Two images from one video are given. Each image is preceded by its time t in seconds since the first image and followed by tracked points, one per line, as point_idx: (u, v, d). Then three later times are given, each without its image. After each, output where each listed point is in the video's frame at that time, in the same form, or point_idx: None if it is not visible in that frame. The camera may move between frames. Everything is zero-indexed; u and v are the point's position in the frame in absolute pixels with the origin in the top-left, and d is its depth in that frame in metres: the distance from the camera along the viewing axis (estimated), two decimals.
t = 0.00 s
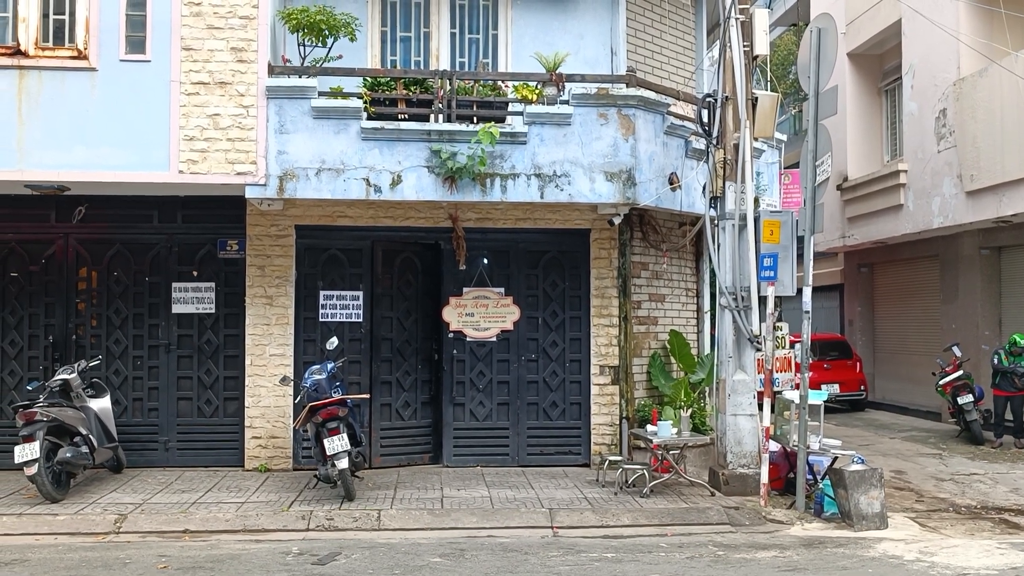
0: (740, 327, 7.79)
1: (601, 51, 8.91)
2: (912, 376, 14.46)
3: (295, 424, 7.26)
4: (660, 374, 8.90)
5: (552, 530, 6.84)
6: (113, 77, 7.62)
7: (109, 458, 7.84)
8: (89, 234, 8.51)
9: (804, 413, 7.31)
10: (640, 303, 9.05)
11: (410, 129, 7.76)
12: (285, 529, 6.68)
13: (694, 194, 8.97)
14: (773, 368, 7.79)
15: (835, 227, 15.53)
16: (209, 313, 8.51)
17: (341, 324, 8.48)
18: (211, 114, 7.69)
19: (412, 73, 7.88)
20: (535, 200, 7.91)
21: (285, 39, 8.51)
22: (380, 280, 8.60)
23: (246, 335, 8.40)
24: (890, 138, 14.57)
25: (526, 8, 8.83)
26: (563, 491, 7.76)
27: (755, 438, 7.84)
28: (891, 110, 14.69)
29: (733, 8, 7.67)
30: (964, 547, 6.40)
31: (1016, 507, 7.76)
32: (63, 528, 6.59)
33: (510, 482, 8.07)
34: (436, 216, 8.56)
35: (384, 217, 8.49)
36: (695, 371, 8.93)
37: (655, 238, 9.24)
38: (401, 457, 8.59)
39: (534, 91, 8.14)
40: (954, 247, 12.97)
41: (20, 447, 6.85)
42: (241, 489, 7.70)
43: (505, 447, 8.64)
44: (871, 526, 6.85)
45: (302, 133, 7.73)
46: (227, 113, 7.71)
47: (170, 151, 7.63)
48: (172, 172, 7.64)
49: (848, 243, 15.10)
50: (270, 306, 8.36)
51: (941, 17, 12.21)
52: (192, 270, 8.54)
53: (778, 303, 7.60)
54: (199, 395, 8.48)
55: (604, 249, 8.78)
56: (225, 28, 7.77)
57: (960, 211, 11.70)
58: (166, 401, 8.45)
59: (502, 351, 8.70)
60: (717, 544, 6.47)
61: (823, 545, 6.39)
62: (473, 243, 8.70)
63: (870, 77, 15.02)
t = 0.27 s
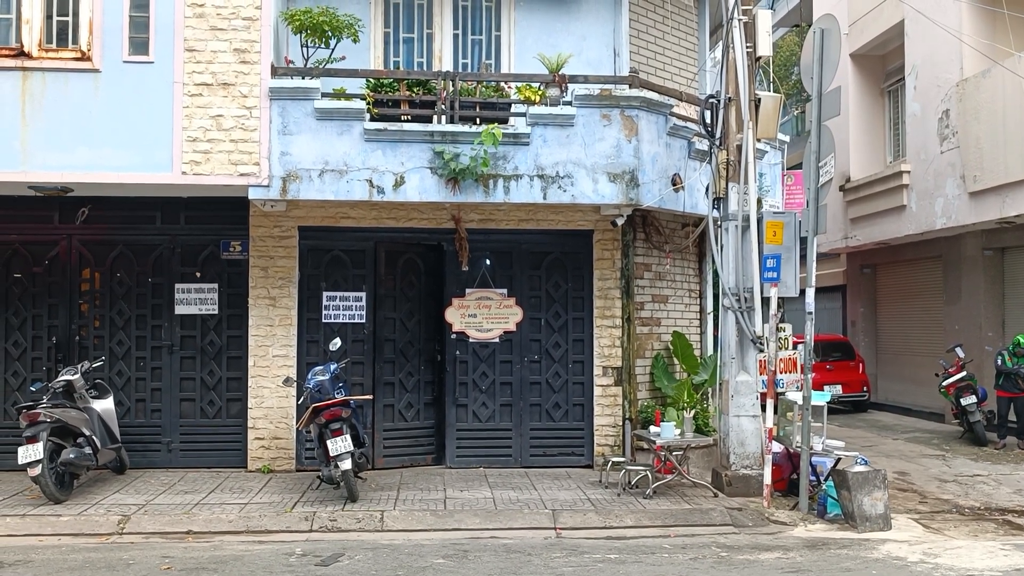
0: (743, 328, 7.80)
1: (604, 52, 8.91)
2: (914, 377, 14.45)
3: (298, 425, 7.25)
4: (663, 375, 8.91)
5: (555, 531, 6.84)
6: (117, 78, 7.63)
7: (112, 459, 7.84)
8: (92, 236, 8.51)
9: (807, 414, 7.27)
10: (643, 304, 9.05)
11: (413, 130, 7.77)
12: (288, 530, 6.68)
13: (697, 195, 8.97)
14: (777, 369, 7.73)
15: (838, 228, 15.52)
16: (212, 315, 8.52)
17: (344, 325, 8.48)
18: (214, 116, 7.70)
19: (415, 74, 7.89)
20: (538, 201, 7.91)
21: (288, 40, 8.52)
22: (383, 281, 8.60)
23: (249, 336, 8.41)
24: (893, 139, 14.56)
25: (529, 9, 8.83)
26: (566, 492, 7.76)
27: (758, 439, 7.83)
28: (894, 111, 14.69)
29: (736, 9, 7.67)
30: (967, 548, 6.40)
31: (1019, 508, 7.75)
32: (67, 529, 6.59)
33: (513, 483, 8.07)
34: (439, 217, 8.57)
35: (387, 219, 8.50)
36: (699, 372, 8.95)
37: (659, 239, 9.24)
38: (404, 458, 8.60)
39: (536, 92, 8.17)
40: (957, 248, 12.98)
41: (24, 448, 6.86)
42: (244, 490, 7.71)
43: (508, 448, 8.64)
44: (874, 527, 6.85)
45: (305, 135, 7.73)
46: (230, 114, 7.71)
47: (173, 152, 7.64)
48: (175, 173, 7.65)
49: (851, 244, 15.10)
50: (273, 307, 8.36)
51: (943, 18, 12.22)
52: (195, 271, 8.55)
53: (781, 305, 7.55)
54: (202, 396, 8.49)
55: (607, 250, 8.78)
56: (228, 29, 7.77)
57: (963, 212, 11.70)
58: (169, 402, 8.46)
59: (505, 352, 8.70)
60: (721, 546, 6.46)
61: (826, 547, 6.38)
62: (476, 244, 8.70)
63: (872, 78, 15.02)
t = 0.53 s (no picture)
0: (743, 328, 7.79)
1: (604, 52, 8.91)
2: (915, 377, 14.45)
3: (298, 425, 7.25)
4: (663, 375, 8.92)
5: (555, 531, 6.84)
6: (117, 78, 7.63)
7: (112, 459, 7.84)
8: (92, 236, 8.51)
9: (808, 415, 7.26)
10: (643, 304, 9.05)
11: (413, 130, 7.77)
12: (288, 531, 6.67)
13: (697, 195, 8.97)
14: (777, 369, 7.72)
15: (838, 228, 15.52)
16: (212, 315, 8.52)
17: (344, 325, 8.48)
18: (214, 116, 7.70)
19: (415, 74, 7.89)
20: (538, 201, 7.91)
21: (288, 41, 8.52)
22: (383, 281, 8.60)
23: (249, 336, 8.41)
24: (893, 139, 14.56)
25: (529, 9, 8.83)
26: (566, 493, 7.75)
27: (758, 439, 7.83)
28: (894, 111, 14.68)
29: (736, 9, 7.67)
30: (967, 549, 6.39)
31: (1020, 508, 7.74)
32: (67, 529, 6.59)
33: (513, 483, 8.07)
34: (439, 218, 8.56)
35: (387, 219, 8.50)
36: (699, 372, 8.96)
37: (659, 240, 9.24)
38: (404, 459, 8.60)
39: (536, 92, 8.17)
40: (958, 249, 12.98)
41: (24, 448, 6.86)
42: (244, 490, 7.70)
43: (507, 448, 8.64)
44: (874, 527, 6.84)
45: (305, 135, 7.73)
46: (230, 114, 7.71)
47: (173, 152, 7.64)
48: (175, 173, 7.65)
49: (851, 244, 15.10)
50: (273, 307, 8.36)
51: (944, 18, 12.21)
52: (195, 272, 8.55)
53: (781, 305, 7.54)
54: (203, 396, 8.49)
55: (607, 250, 8.77)
56: (227, 29, 7.77)
57: (963, 212, 11.69)
58: (169, 402, 8.46)
59: (505, 352, 8.70)
60: (721, 546, 6.46)
61: (826, 547, 6.38)
62: (476, 244, 8.70)
63: (873, 78, 15.01)
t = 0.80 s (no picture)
0: (742, 328, 7.79)
1: (603, 52, 8.91)
2: (914, 377, 14.45)
3: (298, 425, 7.25)
4: (662, 376, 8.92)
5: (554, 532, 6.84)
6: (116, 78, 7.63)
7: (111, 459, 7.84)
8: (92, 236, 8.52)
9: (808, 415, 7.26)
10: (642, 304, 9.04)
11: (412, 131, 7.77)
12: (287, 531, 6.67)
13: (696, 195, 8.97)
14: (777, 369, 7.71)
15: (838, 228, 15.51)
16: (211, 315, 8.52)
17: (343, 326, 8.48)
18: (213, 116, 7.70)
19: (414, 75, 7.89)
20: (537, 201, 7.91)
21: (288, 41, 8.52)
22: (382, 282, 8.60)
23: (248, 337, 8.41)
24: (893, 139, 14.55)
25: (528, 9, 8.84)
26: (566, 493, 7.75)
27: (758, 440, 7.82)
28: (894, 111, 14.68)
29: (736, 10, 7.67)
30: (967, 549, 6.39)
31: (1019, 509, 7.74)
32: (66, 530, 6.59)
33: (513, 483, 8.07)
34: (438, 218, 8.56)
35: (386, 219, 8.49)
36: (698, 372, 8.95)
37: (658, 240, 9.24)
38: (403, 459, 8.60)
39: (536, 92, 8.18)
40: (957, 249, 12.98)
41: (23, 448, 6.85)
42: (244, 491, 7.70)
43: (507, 449, 8.63)
44: (873, 527, 6.84)
45: (304, 135, 7.74)
46: (230, 115, 7.71)
47: (173, 152, 7.64)
48: (174, 173, 7.65)
49: (851, 244, 15.10)
50: (272, 307, 8.36)
51: (943, 19, 12.22)
52: (195, 272, 8.54)
53: (781, 305, 7.53)
54: (202, 396, 8.49)
55: (606, 250, 8.77)
56: (227, 29, 7.77)
57: (963, 212, 11.69)
58: (169, 403, 8.46)
59: (504, 352, 8.69)
60: (720, 546, 6.46)
61: (825, 548, 6.37)
62: (475, 244, 8.70)
63: (872, 79, 15.01)
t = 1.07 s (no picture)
0: (741, 328, 7.78)
1: (602, 52, 8.91)
2: (913, 377, 14.45)
3: (296, 425, 7.25)
4: (661, 376, 8.90)
5: (553, 532, 6.83)
6: (115, 78, 7.62)
7: (109, 460, 7.83)
8: (90, 236, 8.51)
9: (807, 416, 7.26)
10: (641, 304, 9.04)
11: (411, 131, 7.76)
12: (285, 531, 6.66)
13: (695, 196, 8.96)
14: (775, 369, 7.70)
15: (837, 228, 15.51)
16: (210, 315, 8.51)
17: (342, 326, 8.48)
18: (212, 116, 7.69)
19: (413, 75, 7.88)
20: (536, 201, 7.90)
21: (286, 41, 8.52)
22: (381, 282, 8.60)
23: (247, 337, 8.40)
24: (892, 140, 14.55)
25: (527, 9, 8.83)
26: (564, 493, 7.74)
27: (757, 440, 7.82)
28: (893, 111, 14.68)
29: (735, 10, 7.66)
30: (965, 549, 6.39)
31: (1018, 509, 7.74)
32: (64, 530, 6.58)
33: (511, 483, 8.06)
34: (437, 218, 8.55)
35: (385, 220, 8.48)
36: (697, 372, 8.90)
37: (657, 240, 9.23)
38: (402, 459, 8.59)
39: (534, 92, 8.17)
40: (956, 249, 12.98)
41: (22, 448, 6.84)
42: (242, 491, 7.69)
43: (505, 449, 8.63)
44: (872, 528, 6.84)
45: (303, 135, 7.73)
46: (228, 114, 7.70)
47: (171, 152, 7.63)
48: (173, 173, 7.64)
49: (850, 245, 15.09)
50: (270, 308, 8.35)
51: (942, 19, 12.21)
52: (193, 272, 8.54)
53: (780, 306, 7.52)
54: (201, 396, 8.48)
55: (605, 250, 8.76)
56: (225, 29, 7.76)
57: (962, 212, 11.68)
58: (167, 403, 8.45)
59: (503, 352, 8.69)
60: (719, 547, 6.45)
61: (824, 548, 6.37)
62: (474, 244, 8.69)
63: (872, 79, 15.01)
